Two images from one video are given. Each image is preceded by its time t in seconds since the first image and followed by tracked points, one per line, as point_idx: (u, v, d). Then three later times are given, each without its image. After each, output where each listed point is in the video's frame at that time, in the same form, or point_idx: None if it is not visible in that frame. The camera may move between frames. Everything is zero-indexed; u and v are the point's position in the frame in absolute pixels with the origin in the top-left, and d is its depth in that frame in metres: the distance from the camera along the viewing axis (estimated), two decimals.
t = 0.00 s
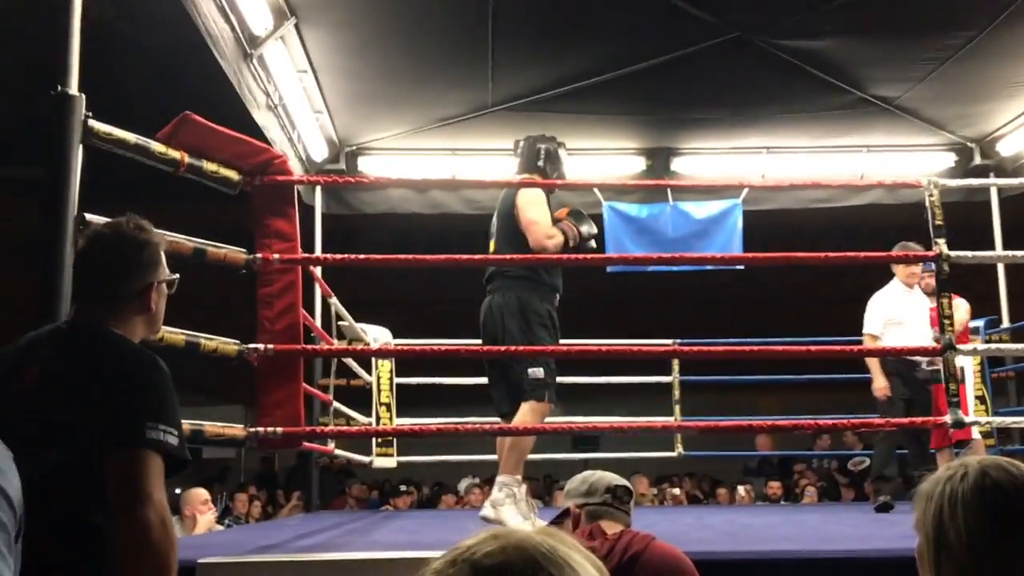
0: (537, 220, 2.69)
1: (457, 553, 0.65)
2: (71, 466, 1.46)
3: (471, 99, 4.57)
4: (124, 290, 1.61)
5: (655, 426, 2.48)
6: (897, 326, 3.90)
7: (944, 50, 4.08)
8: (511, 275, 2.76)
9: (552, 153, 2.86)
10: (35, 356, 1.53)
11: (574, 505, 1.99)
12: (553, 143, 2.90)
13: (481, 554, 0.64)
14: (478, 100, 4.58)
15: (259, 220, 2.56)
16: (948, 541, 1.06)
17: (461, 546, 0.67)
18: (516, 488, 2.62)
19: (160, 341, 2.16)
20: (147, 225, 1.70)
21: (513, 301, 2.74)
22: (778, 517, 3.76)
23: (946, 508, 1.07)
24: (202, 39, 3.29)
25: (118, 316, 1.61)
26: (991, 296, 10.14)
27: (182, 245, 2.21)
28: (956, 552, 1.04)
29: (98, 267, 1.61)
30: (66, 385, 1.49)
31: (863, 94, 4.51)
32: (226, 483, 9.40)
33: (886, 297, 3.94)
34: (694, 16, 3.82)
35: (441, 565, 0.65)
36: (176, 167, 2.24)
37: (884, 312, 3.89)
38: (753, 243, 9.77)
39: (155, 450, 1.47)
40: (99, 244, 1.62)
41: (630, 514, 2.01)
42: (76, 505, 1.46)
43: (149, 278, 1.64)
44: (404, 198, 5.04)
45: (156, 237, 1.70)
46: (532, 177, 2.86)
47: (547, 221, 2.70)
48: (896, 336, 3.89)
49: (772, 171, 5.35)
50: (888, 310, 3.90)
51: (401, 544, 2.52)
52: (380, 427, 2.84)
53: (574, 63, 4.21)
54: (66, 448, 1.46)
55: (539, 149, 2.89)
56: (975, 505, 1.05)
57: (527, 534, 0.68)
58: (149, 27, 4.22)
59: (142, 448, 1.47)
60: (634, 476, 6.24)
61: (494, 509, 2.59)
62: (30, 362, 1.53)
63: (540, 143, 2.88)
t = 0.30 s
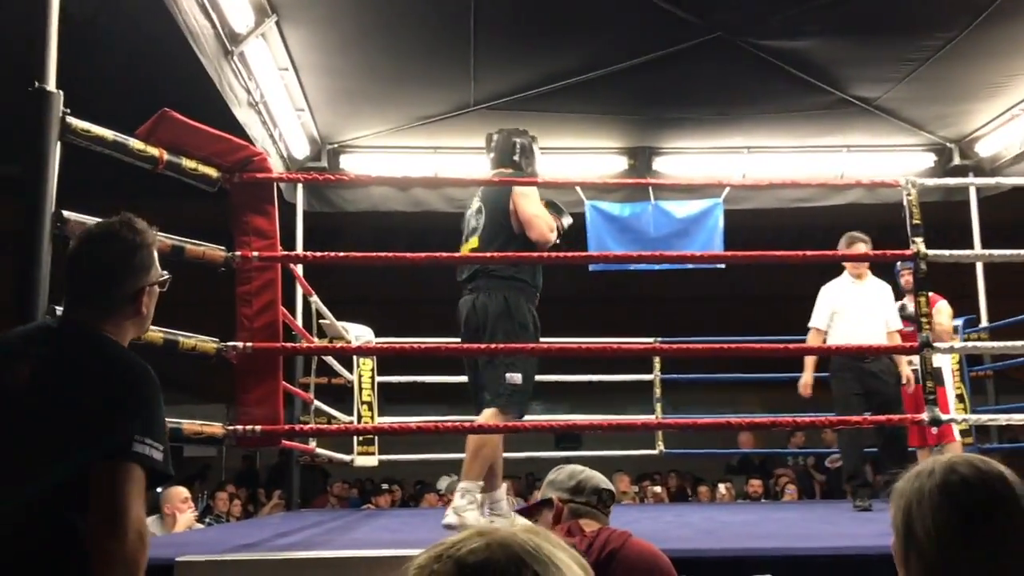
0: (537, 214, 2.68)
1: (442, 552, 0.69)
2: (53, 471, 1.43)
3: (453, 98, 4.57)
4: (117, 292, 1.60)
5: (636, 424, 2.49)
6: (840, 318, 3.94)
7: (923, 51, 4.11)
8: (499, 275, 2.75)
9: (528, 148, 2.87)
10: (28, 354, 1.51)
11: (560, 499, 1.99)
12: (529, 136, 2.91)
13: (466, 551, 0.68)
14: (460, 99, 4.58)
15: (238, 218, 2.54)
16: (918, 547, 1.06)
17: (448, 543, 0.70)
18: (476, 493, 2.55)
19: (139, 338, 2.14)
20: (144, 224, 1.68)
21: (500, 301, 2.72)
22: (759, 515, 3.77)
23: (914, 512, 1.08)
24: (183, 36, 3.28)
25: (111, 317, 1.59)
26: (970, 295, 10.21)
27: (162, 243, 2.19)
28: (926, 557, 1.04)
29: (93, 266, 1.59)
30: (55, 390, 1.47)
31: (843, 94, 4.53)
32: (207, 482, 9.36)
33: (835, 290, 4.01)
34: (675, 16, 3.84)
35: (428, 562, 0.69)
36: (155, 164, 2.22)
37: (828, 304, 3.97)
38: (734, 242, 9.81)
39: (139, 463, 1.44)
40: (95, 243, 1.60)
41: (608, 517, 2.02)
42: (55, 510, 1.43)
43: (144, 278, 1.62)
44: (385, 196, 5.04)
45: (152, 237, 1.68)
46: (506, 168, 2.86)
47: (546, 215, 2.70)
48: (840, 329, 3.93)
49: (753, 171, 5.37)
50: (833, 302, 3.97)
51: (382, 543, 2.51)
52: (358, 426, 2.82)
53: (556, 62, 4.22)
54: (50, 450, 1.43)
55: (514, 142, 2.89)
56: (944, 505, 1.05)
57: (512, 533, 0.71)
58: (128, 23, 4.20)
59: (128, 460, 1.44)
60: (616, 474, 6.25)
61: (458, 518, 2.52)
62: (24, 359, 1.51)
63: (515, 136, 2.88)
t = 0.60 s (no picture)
0: (537, 212, 2.71)
1: (471, 552, 0.67)
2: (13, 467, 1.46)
3: (447, 93, 4.56)
4: (91, 293, 1.61)
5: (631, 420, 2.49)
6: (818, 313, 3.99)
7: (916, 47, 4.12)
8: (492, 269, 2.74)
9: (520, 134, 2.87)
10: None
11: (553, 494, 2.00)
12: (519, 125, 2.90)
13: (498, 552, 0.66)
14: (454, 94, 4.57)
15: (233, 214, 2.53)
16: (906, 547, 0.96)
17: (475, 543, 0.68)
18: (460, 495, 2.58)
19: (135, 334, 2.13)
20: (125, 226, 1.70)
21: (495, 296, 2.72)
22: (752, 510, 3.78)
23: (904, 511, 0.98)
24: (177, 32, 3.27)
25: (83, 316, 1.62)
26: (963, 290, 10.23)
27: (156, 239, 2.18)
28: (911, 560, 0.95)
29: (69, 265, 1.61)
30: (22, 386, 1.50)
31: (837, 90, 4.54)
32: (200, 478, 9.34)
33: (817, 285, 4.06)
34: (669, 11, 3.84)
35: (455, 561, 0.67)
36: (149, 159, 2.22)
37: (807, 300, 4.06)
38: (728, 237, 9.82)
39: (92, 460, 1.46)
40: (72, 244, 1.62)
41: (602, 508, 2.03)
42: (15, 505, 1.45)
43: (119, 280, 1.63)
44: (380, 191, 5.03)
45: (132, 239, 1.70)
46: (496, 158, 2.87)
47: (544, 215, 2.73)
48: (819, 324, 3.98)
49: (747, 167, 5.37)
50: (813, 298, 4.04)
51: (376, 538, 2.51)
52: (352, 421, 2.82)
53: (550, 58, 4.22)
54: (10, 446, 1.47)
55: (506, 128, 2.89)
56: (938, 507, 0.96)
57: (536, 532, 0.70)
58: (121, 18, 4.18)
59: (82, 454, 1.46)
60: (610, 469, 6.25)
61: (447, 522, 2.56)
62: None
63: (507, 122, 2.89)
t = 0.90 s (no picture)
0: (521, 215, 2.70)
1: (447, 554, 0.68)
2: None
3: (444, 93, 4.56)
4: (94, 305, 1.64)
5: (628, 419, 2.49)
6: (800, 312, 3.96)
7: (914, 47, 4.12)
8: (480, 269, 2.73)
9: (515, 131, 2.86)
10: None
11: (538, 510, 2.01)
12: (519, 123, 2.89)
13: (474, 554, 0.67)
14: (452, 94, 4.57)
15: (230, 214, 2.53)
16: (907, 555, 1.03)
17: (452, 546, 0.69)
18: (456, 495, 2.58)
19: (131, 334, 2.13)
20: (139, 248, 1.74)
21: (483, 295, 2.72)
22: (750, 509, 3.78)
23: (904, 520, 1.05)
24: (173, 31, 3.26)
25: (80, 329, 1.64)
26: (959, 289, 10.25)
27: (153, 239, 2.18)
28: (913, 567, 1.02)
29: (78, 273, 1.64)
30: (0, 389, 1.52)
31: (834, 90, 4.55)
32: (197, 478, 9.34)
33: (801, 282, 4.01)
34: (665, 11, 3.84)
35: (432, 563, 0.68)
36: (147, 160, 2.21)
37: (792, 298, 3.99)
38: (725, 237, 9.83)
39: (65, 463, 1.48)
40: (84, 254, 1.66)
41: (592, 504, 2.03)
42: None
43: (124, 297, 1.67)
44: (377, 191, 5.04)
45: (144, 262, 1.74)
46: (495, 157, 2.88)
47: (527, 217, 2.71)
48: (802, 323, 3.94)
49: (744, 167, 5.38)
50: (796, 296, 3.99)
51: (374, 538, 2.51)
52: (350, 420, 2.82)
53: (548, 58, 4.22)
54: None
55: (503, 125, 2.88)
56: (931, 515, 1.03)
57: (515, 534, 0.70)
58: (118, 19, 4.18)
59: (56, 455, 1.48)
60: (607, 469, 6.26)
61: (445, 521, 2.57)
62: None
63: (504, 119, 2.88)
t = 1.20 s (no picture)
0: (472, 224, 2.70)
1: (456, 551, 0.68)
2: None
3: (414, 96, 4.56)
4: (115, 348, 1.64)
5: (597, 424, 2.49)
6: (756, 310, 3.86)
7: (880, 57, 4.16)
8: (441, 277, 2.73)
9: (481, 146, 2.86)
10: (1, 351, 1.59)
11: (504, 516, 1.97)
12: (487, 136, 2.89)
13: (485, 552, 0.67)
14: (423, 96, 4.57)
15: (198, 215, 2.51)
16: (881, 554, 1.18)
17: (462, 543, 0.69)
18: (424, 498, 2.57)
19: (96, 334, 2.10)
20: (175, 328, 1.74)
21: (443, 304, 2.72)
22: (716, 514, 3.80)
23: (879, 523, 1.19)
24: (142, 31, 3.24)
25: (86, 366, 1.63)
26: (923, 296, 10.37)
27: (119, 238, 2.15)
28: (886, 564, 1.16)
29: (114, 319, 1.65)
30: None
31: (802, 98, 4.59)
32: (161, 481, 9.25)
33: (757, 280, 3.91)
34: (636, 17, 3.85)
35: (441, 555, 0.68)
36: (114, 159, 2.19)
37: (746, 294, 3.88)
38: (693, 243, 9.88)
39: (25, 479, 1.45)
40: (129, 307, 1.67)
41: (559, 505, 2.03)
42: None
43: (142, 363, 1.66)
44: (346, 193, 5.02)
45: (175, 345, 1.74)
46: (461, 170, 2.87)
47: (480, 227, 2.70)
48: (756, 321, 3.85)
49: (712, 174, 5.42)
50: (752, 291, 3.88)
51: (340, 543, 2.50)
52: (317, 424, 2.80)
53: (518, 62, 4.23)
54: None
55: (468, 141, 2.89)
56: (903, 516, 1.16)
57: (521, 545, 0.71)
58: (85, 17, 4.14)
59: (26, 472, 1.45)
60: (574, 473, 6.27)
61: (412, 524, 2.56)
62: None
63: (469, 135, 2.88)
